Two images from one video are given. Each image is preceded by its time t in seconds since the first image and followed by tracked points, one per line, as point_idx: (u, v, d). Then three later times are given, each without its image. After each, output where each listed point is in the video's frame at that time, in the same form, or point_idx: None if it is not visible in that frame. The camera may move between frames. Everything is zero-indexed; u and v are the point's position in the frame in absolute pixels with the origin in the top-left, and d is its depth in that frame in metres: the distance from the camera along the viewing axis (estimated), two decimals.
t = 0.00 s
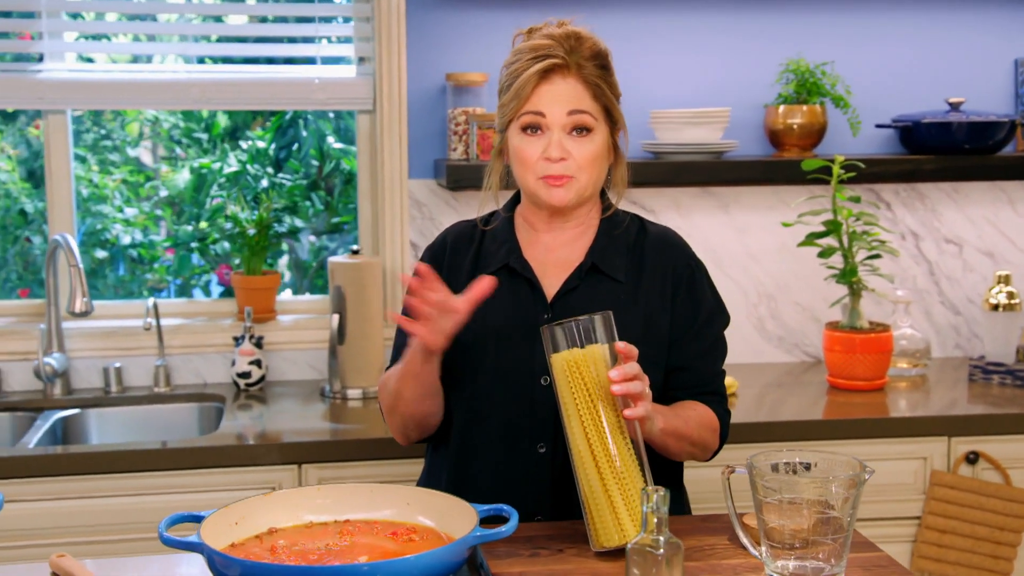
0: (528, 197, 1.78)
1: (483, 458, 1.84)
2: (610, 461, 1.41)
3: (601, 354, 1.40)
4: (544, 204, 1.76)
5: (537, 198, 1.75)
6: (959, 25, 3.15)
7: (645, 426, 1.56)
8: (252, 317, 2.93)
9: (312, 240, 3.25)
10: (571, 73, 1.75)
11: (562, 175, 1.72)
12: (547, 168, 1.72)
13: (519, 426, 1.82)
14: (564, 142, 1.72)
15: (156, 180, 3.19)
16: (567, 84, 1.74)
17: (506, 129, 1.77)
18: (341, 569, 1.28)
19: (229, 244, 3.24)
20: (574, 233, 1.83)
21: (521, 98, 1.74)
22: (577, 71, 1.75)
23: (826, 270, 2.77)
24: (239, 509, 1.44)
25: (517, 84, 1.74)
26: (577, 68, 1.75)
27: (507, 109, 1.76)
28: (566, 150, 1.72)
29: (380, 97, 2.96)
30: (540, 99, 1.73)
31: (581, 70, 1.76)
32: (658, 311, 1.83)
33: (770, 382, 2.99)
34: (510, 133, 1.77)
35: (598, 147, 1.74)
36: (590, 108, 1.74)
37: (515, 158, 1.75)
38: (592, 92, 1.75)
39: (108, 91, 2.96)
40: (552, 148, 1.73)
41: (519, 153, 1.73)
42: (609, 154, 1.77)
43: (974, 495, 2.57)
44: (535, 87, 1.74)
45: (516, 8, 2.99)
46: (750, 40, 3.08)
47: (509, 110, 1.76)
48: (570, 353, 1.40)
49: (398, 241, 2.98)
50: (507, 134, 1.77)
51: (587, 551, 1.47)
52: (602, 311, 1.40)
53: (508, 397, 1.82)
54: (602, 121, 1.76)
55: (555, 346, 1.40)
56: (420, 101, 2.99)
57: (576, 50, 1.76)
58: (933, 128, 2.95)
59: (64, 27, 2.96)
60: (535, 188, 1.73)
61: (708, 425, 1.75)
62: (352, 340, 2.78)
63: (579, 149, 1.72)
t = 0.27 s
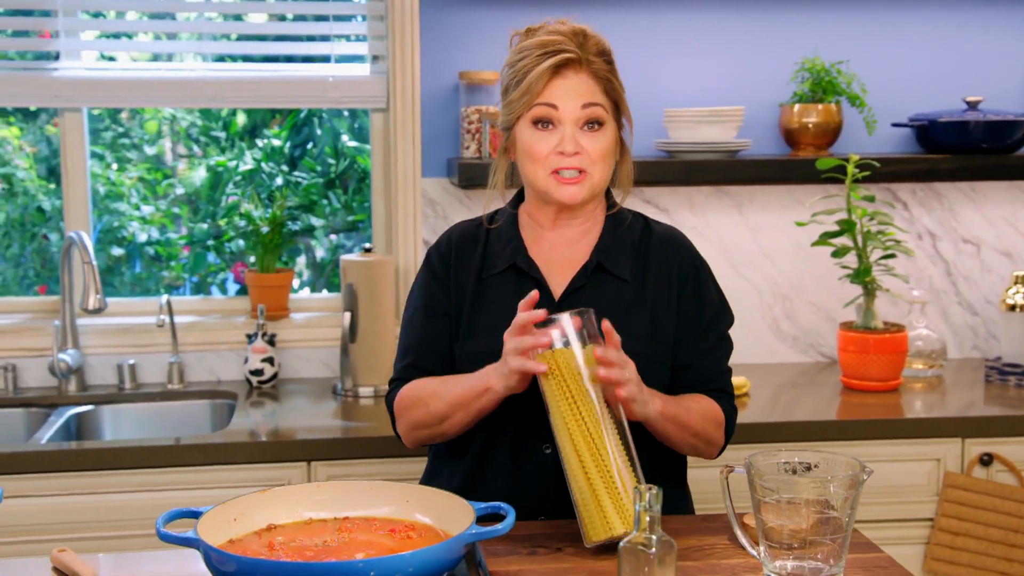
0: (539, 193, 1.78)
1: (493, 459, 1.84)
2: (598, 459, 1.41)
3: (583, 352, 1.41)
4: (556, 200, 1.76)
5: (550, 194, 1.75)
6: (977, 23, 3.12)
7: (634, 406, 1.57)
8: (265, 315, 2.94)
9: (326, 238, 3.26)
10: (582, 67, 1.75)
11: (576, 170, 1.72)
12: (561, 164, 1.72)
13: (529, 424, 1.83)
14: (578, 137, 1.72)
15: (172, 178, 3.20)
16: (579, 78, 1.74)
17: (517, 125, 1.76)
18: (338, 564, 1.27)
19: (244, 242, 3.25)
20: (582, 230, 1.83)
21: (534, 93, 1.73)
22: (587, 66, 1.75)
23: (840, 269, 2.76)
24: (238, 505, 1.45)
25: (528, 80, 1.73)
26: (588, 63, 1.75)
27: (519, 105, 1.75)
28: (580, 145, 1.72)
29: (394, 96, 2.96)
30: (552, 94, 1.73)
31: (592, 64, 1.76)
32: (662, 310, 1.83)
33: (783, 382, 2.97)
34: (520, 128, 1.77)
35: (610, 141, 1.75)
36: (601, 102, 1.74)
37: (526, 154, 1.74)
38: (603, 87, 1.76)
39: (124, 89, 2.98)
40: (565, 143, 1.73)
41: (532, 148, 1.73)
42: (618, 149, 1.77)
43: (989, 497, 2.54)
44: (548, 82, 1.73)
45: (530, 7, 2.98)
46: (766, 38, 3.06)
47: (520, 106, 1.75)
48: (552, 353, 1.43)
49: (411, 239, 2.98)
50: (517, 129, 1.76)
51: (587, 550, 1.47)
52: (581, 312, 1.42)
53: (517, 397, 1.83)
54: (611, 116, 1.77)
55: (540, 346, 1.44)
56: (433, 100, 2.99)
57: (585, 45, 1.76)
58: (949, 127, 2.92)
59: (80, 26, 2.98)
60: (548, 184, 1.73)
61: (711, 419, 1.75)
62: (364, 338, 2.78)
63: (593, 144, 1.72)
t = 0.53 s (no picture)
0: (559, 191, 1.76)
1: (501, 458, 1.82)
2: (598, 450, 1.40)
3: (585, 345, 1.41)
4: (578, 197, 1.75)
5: (572, 192, 1.73)
6: (1000, 20, 3.09)
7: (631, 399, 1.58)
8: (283, 312, 2.95)
9: (345, 236, 3.27)
10: (607, 65, 1.74)
11: (601, 168, 1.71)
12: (587, 161, 1.70)
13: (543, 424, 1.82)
14: (604, 135, 1.71)
15: (194, 176, 3.23)
16: (605, 76, 1.73)
17: (539, 120, 1.74)
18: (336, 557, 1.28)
19: (263, 239, 3.27)
20: (596, 228, 1.82)
21: (561, 89, 1.71)
22: (612, 64, 1.74)
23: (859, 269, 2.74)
24: (240, 499, 1.45)
25: (555, 77, 1.71)
26: (614, 61, 1.74)
27: (544, 100, 1.73)
28: (606, 143, 1.71)
29: (411, 94, 2.97)
30: (580, 91, 1.71)
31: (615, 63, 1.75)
32: (674, 309, 1.82)
33: (802, 382, 2.96)
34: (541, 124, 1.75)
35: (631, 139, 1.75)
36: (626, 100, 1.74)
37: (550, 151, 1.72)
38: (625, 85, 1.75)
39: (144, 87, 3.00)
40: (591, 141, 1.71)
41: (558, 145, 1.71)
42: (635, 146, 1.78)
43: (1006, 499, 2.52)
44: (576, 79, 1.71)
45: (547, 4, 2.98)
46: (785, 36, 3.05)
47: (546, 102, 1.73)
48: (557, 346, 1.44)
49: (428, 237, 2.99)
50: (538, 125, 1.74)
51: (588, 547, 1.47)
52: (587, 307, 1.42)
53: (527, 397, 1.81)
54: (630, 113, 1.77)
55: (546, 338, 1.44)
56: (451, 99, 3.00)
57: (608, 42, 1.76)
58: (971, 126, 2.90)
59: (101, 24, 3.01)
60: (573, 182, 1.72)
61: (713, 419, 1.74)
62: (379, 335, 2.79)
63: (618, 142, 1.72)
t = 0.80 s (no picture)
0: (566, 196, 1.76)
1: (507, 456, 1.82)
2: (594, 454, 1.42)
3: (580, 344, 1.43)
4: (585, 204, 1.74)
5: (580, 199, 1.73)
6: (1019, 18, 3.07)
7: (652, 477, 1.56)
8: (299, 310, 2.97)
9: (362, 235, 3.29)
10: (619, 74, 1.72)
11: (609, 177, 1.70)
12: (596, 170, 1.70)
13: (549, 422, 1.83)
14: (614, 144, 1.70)
15: (214, 175, 3.25)
16: (617, 85, 1.71)
17: (548, 126, 1.73)
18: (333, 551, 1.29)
19: (281, 237, 3.29)
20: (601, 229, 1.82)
21: (573, 97, 1.70)
22: (624, 71, 1.73)
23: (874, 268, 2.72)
24: (243, 494, 1.47)
25: (568, 86, 1.70)
26: (626, 69, 1.73)
27: (555, 107, 1.71)
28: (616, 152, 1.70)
29: (427, 94, 2.98)
30: (592, 99, 1.70)
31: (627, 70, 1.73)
32: (678, 308, 1.82)
33: (818, 381, 2.95)
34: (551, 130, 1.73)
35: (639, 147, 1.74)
36: (636, 109, 1.72)
37: (560, 158, 1.72)
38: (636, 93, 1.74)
39: (163, 86, 3.03)
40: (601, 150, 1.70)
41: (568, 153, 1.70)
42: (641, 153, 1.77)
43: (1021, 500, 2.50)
44: (588, 87, 1.70)
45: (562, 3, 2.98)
46: (801, 34, 3.04)
47: (557, 109, 1.71)
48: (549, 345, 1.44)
49: (444, 236, 2.99)
50: (548, 130, 1.73)
51: (586, 544, 1.47)
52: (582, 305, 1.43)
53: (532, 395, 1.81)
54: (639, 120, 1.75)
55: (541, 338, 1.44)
56: (467, 98, 3.01)
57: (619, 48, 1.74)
58: (989, 125, 2.88)
59: (120, 24, 3.04)
60: (582, 189, 1.71)
61: (720, 442, 1.75)
62: (393, 333, 2.81)
63: (628, 151, 1.71)
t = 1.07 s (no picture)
0: (569, 200, 1.75)
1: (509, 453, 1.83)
2: (591, 453, 1.43)
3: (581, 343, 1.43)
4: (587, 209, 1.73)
5: (582, 204, 1.72)
6: None
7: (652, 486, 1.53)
8: (314, 309, 2.99)
9: (378, 234, 3.31)
10: (624, 82, 1.69)
11: (612, 185, 1.69)
12: (598, 179, 1.68)
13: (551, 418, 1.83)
14: (618, 154, 1.68)
15: (232, 174, 3.27)
16: (622, 94, 1.68)
17: (551, 132, 1.71)
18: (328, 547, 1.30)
19: (297, 236, 3.31)
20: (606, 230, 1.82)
21: (576, 107, 1.67)
22: (630, 80, 1.69)
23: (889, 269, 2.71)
24: (242, 490, 1.48)
25: (572, 96, 1.67)
26: (632, 77, 1.69)
27: (558, 115, 1.69)
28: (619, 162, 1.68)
29: (442, 94, 3.00)
30: (597, 111, 1.67)
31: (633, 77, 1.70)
32: (679, 304, 1.82)
33: (832, 382, 2.94)
34: (554, 136, 1.72)
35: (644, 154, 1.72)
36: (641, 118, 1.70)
37: (562, 165, 1.70)
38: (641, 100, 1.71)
39: (180, 86, 3.05)
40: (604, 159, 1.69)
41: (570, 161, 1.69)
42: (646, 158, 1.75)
43: None
44: (592, 96, 1.67)
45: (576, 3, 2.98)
46: (817, 33, 3.03)
47: (560, 118, 1.69)
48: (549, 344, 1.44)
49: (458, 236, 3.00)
50: (551, 137, 1.72)
51: (583, 542, 1.48)
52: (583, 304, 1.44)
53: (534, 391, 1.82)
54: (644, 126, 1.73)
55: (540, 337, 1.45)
56: (481, 98, 3.01)
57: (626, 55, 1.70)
58: (1006, 125, 2.86)
59: (139, 25, 3.06)
60: (583, 196, 1.71)
61: (718, 443, 1.75)
62: (406, 332, 2.82)
63: (632, 161, 1.69)
